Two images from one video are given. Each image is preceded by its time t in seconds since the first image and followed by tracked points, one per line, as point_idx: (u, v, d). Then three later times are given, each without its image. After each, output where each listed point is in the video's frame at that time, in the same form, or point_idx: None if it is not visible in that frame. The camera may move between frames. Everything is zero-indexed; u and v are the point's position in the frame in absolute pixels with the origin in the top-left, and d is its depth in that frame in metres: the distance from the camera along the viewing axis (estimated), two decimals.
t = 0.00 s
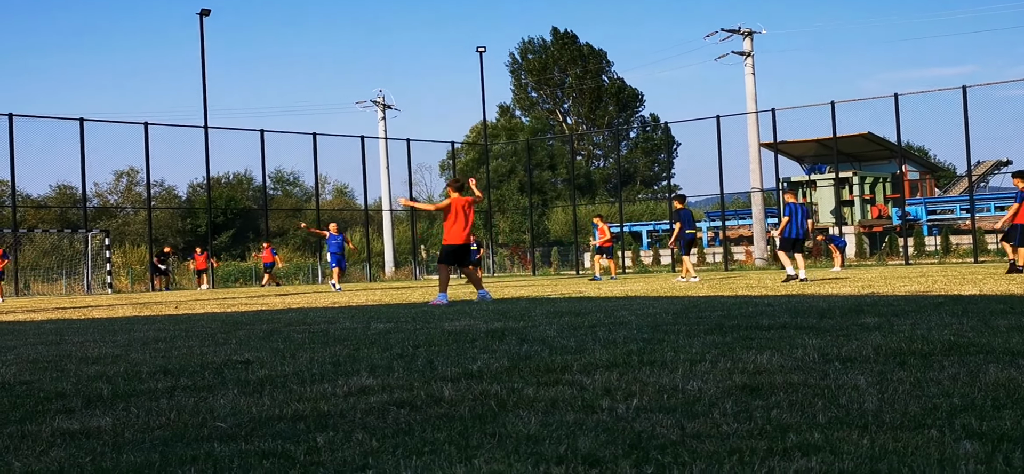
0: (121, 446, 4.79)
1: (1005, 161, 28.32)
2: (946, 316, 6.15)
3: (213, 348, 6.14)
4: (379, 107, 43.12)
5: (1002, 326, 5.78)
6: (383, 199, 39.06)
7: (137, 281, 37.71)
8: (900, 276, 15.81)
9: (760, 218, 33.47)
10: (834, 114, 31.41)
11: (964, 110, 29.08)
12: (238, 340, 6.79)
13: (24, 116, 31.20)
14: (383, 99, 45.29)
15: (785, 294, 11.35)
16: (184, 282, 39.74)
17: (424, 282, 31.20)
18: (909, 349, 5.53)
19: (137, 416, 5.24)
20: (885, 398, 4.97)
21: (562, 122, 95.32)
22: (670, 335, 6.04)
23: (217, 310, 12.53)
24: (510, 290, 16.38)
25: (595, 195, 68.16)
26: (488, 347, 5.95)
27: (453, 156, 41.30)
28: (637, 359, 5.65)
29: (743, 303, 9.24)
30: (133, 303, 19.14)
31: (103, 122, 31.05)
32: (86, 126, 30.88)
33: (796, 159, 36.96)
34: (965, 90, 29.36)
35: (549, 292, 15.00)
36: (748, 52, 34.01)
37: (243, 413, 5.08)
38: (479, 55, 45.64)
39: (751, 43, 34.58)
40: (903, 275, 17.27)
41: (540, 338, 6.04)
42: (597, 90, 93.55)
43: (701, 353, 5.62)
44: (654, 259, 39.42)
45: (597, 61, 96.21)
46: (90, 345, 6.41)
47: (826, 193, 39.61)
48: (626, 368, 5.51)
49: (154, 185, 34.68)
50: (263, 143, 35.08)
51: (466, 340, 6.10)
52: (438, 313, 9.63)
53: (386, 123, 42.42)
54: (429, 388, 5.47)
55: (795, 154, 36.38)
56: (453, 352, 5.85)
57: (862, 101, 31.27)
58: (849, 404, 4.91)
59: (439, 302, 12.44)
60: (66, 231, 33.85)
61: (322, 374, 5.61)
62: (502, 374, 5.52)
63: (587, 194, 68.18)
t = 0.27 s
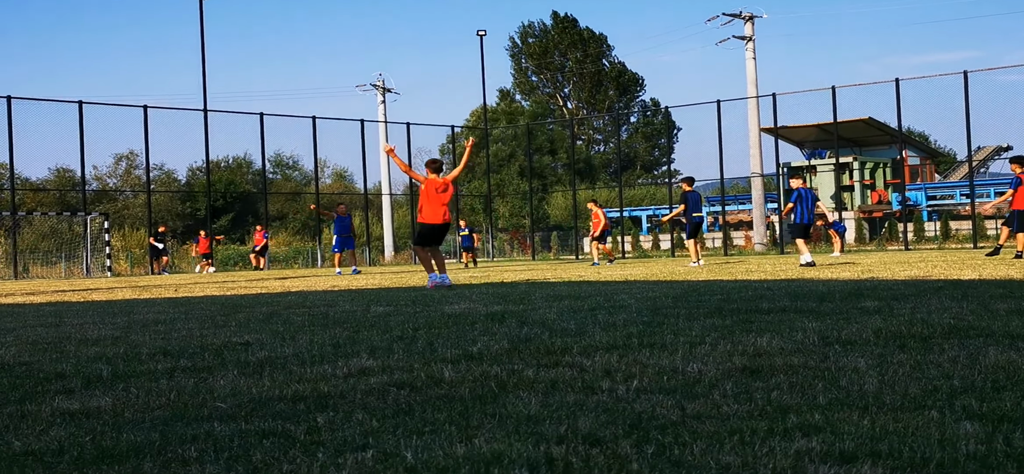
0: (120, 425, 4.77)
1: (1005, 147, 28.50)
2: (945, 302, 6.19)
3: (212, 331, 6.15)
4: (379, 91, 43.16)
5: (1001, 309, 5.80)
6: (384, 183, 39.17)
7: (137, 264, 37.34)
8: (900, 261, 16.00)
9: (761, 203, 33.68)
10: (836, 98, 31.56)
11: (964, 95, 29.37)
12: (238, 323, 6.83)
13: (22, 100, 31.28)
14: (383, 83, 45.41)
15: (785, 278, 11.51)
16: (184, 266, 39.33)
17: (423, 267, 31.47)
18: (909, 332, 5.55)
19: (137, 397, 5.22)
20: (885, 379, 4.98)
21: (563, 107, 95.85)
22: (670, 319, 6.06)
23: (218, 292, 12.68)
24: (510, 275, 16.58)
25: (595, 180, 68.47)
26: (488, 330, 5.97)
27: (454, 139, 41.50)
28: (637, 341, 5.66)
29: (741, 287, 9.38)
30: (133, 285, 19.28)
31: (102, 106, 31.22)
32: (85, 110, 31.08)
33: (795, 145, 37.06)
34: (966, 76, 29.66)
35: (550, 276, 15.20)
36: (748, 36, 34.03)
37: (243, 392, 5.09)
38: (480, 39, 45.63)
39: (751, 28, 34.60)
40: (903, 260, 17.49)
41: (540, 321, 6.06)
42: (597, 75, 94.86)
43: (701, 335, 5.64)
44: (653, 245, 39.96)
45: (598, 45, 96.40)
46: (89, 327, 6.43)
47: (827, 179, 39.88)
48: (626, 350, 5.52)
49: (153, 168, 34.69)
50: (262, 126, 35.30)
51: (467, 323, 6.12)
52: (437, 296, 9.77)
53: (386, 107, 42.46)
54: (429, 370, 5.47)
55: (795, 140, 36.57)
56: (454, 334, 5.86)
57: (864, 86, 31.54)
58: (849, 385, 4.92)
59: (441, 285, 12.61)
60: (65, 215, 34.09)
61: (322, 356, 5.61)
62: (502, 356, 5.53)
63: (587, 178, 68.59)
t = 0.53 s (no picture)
0: (120, 417, 4.78)
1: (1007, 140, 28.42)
2: (945, 295, 6.19)
3: (213, 322, 6.16)
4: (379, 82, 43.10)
5: (1001, 303, 5.81)
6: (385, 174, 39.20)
7: (137, 255, 37.50)
8: (902, 254, 15.99)
9: (760, 195, 33.33)
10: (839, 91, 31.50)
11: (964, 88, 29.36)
12: (239, 314, 6.85)
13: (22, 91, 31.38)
14: (383, 75, 45.44)
15: (786, 271, 11.52)
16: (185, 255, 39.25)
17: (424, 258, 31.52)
18: (909, 325, 5.55)
19: (137, 388, 5.24)
20: (885, 372, 4.98)
21: (564, 99, 95.52)
22: (670, 311, 6.07)
23: (219, 284, 12.75)
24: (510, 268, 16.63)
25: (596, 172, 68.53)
26: (488, 323, 5.98)
27: (453, 132, 41.53)
28: (636, 333, 5.68)
29: (744, 280, 9.39)
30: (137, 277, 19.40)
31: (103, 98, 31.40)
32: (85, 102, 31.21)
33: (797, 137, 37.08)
34: (967, 69, 29.61)
35: (552, 269, 15.20)
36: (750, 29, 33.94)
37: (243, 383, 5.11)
38: (481, 30, 45.62)
39: (752, 20, 34.49)
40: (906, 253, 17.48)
41: (540, 313, 6.08)
42: (598, 67, 94.06)
43: (700, 328, 5.64)
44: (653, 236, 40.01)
45: (599, 37, 96.32)
46: (90, 319, 6.45)
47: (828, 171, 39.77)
48: (626, 342, 5.53)
49: (154, 159, 34.75)
50: (262, 117, 35.42)
51: (467, 315, 6.13)
52: (439, 288, 9.80)
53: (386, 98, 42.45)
54: (429, 362, 5.48)
55: (797, 131, 36.56)
56: (453, 326, 5.88)
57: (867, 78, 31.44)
58: (849, 377, 4.93)
59: (442, 277, 12.65)
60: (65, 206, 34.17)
61: (322, 348, 5.61)
62: (502, 348, 5.53)
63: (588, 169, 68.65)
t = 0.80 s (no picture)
0: (109, 417, 4.77)
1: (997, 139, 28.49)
2: (936, 295, 6.21)
3: (204, 322, 6.15)
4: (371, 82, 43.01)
5: (991, 302, 5.82)
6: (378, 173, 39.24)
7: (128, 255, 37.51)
8: (894, 254, 16.02)
9: (751, 195, 33.38)
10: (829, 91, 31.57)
11: (955, 88, 29.50)
12: (230, 315, 6.84)
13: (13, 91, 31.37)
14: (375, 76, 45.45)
15: (779, 271, 11.53)
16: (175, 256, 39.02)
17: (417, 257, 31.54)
18: (900, 324, 5.56)
19: (127, 389, 5.22)
20: (875, 371, 4.98)
21: (555, 99, 95.60)
22: (661, 311, 6.08)
23: (211, 284, 12.76)
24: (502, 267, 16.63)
25: (588, 171, 68.59)
26: (480, 322, 5.98)
27: (445, 131, 41.55)
28: (627, 333, 5.68)
29: (737, 280, 9.40)
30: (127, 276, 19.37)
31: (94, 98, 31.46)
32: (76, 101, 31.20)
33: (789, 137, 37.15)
34: (958, 68, 29.71)
35: (546, 268, 15.19)
36: (742, 29, 33.93)
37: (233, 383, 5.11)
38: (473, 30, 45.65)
39: (745, 20, 34.51)
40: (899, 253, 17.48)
41: (532, 313, 6.08)
42: (590, 66, 94.06)
43: (691, 328, 5.65)
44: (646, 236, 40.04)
45: (591, 37, 96.32)
46: (80, 319, 6.44)
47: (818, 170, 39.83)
48: (617, 342, 5.53)
49: (145, 160, 34.73)
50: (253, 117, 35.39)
51: (458, 315, 6.13)
52: (433, 288, 9.81)
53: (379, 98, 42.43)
54: (419, 362, 5.47)
55: (788, 131, 36.64)
56: (445, 326, 5.88)
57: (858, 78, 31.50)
58: (839, 376, 4.93)
59: (434, 278, 12.65)
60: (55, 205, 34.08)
61: (312, 348, 5.61)
62: (493, 349, 5.53)
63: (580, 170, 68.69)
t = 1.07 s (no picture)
0: (78, 420, 4.73)
1: (969, 140, 28.70)
2: (907, 295, 6.25)
3: (176, 324, 6.12)
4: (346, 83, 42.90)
5: (962, 302, 5.87)
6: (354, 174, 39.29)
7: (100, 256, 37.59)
8: (866, 254, 16.12)
9: (726, 195, 33.73)
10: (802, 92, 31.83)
11: (929, 90, 29.85)
12: (202, 317, 6.80)
13: None
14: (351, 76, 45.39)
15: (752, 271, 11.55)
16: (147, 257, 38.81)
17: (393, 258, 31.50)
18: (872, 324, 5.59)
19: (97, 391, 5.18)
20: (846, 370, 5.00)
21: (530, 100, 95.85)
22: (635, 311, 6.10)
23: (182, 286, 12.69)
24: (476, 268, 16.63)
25: (563, 173, 68.63)
26: (453, 323, 5.98)
27: (420, 132, 41.56)
28: (601, 333, 5.68)
29: (710, 280, 9.42)
30: (97, 278, 19.24)
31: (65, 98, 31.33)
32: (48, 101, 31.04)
33: (764, 138, 37.36)
34: (932, 69, 30.02)
35: (520, 269, 15.19)
36: (715, 29, 34.06)
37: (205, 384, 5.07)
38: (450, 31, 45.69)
39: (718, 21, 34.65)
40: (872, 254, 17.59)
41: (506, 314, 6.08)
42: (565, 67, 94.39)
43: (664, 328, 5.66)
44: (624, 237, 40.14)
45: (566, 38, 96.55)
46: (49, 321, 6.38)
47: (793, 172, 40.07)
48: (590, 343, 5.54)
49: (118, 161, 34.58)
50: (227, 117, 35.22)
51: (432, 317, 6.13)
52: (407, 289, 9.78)
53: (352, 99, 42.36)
54: (392, 363, 5.46)
55: (761, 133, 36.90)
56: (419, 327, 5.88)
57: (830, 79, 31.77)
58: (811, 375, 4.95)
59: (407, 280, 12.64)
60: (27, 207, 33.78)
61: (285, 350, 5.59)
62: (466, 350, 5.52)
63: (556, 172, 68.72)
